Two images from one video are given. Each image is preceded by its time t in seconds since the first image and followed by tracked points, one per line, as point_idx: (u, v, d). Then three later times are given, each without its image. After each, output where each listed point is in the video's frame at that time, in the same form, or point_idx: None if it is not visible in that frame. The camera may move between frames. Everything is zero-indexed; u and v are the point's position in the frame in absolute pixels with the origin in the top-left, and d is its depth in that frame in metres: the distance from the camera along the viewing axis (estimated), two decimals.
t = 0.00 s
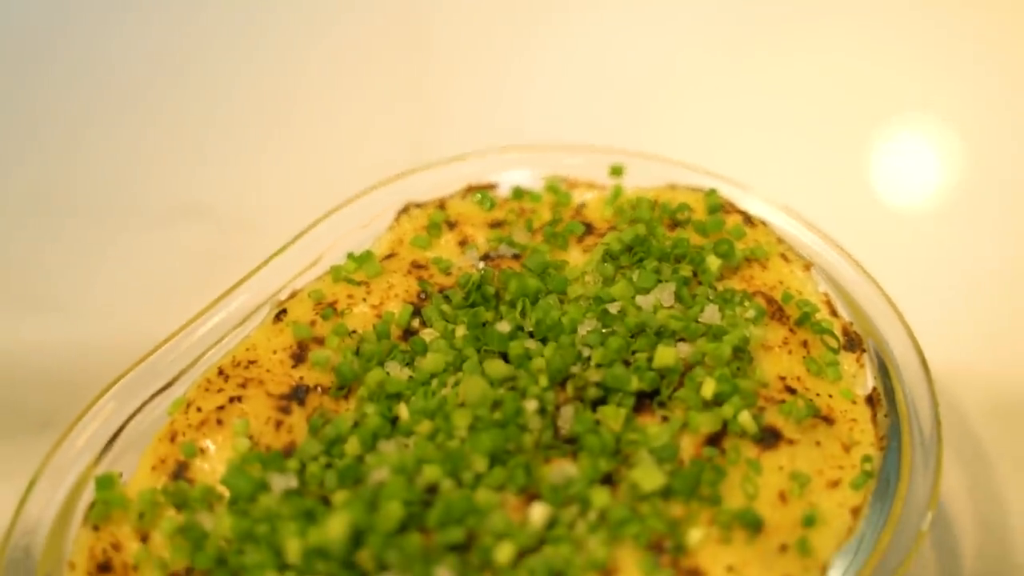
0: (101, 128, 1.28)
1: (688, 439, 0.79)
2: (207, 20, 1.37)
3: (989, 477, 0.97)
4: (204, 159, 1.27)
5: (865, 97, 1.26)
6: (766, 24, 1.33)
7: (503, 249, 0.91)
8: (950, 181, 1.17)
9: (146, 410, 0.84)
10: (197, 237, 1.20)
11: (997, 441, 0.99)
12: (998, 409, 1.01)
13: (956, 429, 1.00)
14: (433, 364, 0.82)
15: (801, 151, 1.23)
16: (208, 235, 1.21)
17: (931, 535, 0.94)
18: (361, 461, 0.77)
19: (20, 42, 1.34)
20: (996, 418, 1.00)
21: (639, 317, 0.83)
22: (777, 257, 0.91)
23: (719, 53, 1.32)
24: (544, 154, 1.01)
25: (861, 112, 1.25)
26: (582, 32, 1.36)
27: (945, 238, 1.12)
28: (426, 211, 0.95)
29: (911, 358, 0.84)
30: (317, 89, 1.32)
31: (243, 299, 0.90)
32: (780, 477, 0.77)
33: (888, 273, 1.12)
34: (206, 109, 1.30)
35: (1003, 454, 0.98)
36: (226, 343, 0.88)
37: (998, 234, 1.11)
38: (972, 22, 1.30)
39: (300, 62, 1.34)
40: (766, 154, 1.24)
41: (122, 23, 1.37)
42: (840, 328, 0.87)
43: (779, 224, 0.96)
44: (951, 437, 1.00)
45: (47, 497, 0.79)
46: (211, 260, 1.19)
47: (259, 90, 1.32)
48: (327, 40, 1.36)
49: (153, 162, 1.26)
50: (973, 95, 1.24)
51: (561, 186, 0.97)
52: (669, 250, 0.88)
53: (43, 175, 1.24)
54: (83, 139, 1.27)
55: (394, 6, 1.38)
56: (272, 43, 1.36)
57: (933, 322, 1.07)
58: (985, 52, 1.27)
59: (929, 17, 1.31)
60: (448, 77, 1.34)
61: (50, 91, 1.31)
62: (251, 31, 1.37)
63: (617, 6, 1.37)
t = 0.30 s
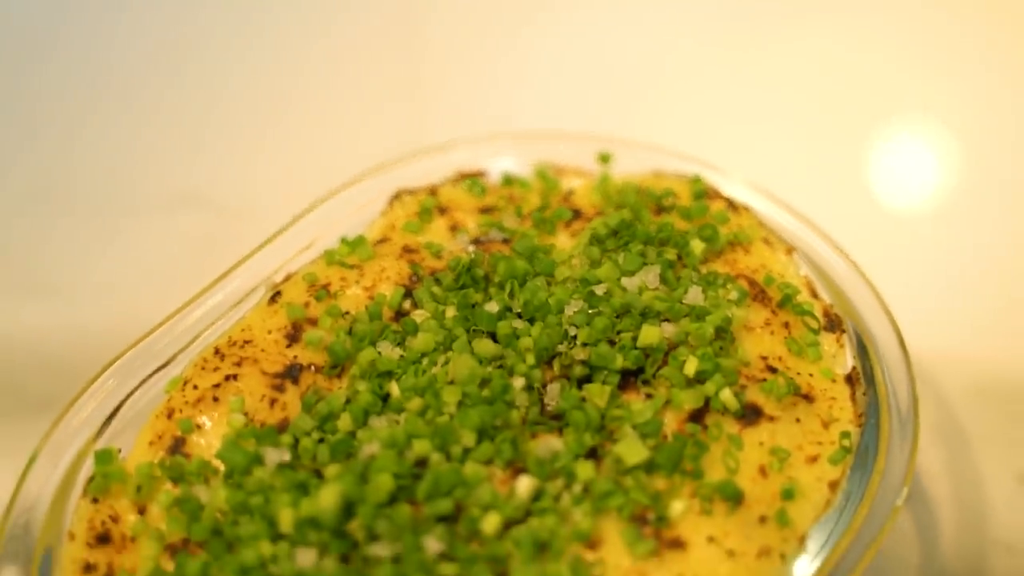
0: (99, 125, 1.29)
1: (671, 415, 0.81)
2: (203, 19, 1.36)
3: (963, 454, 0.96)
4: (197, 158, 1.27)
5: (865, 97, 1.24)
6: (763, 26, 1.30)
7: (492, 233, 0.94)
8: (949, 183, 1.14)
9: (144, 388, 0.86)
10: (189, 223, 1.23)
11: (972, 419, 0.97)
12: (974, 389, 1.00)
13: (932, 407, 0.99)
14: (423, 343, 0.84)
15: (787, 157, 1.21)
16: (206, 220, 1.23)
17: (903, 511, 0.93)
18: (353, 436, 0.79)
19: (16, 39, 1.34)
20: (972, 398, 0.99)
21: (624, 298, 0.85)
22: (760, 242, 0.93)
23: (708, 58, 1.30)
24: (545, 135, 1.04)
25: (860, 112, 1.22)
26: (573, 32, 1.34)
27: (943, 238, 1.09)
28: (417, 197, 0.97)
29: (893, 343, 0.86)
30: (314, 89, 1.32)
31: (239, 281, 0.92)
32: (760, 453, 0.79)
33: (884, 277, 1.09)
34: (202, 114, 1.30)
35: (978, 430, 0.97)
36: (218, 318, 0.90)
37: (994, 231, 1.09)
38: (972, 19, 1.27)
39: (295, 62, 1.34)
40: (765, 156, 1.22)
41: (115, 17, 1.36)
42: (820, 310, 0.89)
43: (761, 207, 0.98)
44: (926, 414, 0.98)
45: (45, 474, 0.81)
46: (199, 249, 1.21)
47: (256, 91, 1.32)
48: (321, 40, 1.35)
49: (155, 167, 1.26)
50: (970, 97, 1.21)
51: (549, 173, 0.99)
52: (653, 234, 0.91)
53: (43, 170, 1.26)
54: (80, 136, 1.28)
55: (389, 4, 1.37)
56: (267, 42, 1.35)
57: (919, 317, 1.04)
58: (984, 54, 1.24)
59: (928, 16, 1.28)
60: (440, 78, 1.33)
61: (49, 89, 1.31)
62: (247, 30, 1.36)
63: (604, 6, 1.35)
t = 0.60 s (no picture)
0: (99, 120, 1.31)
1: (657, 395, 0.83)
2: (202, 19, 1.38)
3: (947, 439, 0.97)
4: (195, 154, 1.28)
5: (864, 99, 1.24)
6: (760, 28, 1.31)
7: (483, 219, 0.96)
8: (948, 184, 1.15)
9: (141, 368, 0.87)
10: (187, 216, 1.23)
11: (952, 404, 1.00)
12: (955, 375, 1.02)
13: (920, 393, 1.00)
14: (415, 325, 0.86)
15: (783, 157, 1.21)
16: (205, 212, 1.24)
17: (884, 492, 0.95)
18: (345, 414, 0.81)
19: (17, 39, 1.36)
20: (953, 384, 1.01)
21: (612, 282, 0.87)
22: (745, 229, 0.95)
23: (704, 53, 1.30)
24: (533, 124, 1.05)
25: (858, 114, 1.23)
26: (573, 32, 1.35)
27: (943, 238, 1.10)
28: (410, 184, 0.99)
29: (876, 331, 0.87)
30: (311, 86, 1.34)
31: (235, 266, 0.94)
32: (743, 432, 0.81)
33: (883, 277, 1.09)
34: (200, 114, 1.32)
35: (959, 413, 0.99)
36: (214, 300, 0.92)
37: (989, 233, 1.10)
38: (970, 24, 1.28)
39: (293, 62, 1.35)
40: (761, 155, 1.22)
41: (112, 20, 1.38)
42: (804, 294, 0.91)
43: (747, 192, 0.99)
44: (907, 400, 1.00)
45: (43, 453, 0.82)
46: (200, 239, 1.22)
47: (254, 91, 1.34)
48: (318, 41, 1.37)
49: (154, 163, 1.28)
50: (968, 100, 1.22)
51: (539, 161, 1.01)
52: (641, 220, 0.93)
53: (44, 163, 1.28)
54: (80, 131, 1.30)
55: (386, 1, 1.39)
56: (263, 44, 1.37)
57: (909, 310, 1.06)
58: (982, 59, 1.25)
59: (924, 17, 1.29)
60: (436, 77, 1.34)
61: (50, 87, 1.33)
62: (245, 32, 1.37)
63: (604, 6, 1.36)
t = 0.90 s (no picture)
0: (99, 113, 1.34)
1: (638, 372, 0.85)
2: (202, 17, 1.42)
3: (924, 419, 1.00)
4: (193, 142, 1.31)
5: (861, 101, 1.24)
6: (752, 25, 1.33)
7: (471, 204, 0.98)
8: (946, 187, 1.14)
9: (135, 346, 0.89)
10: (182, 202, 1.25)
11: (933, 387, 1.01)
12: (938, 359, 1.03)
13: (894, 373, 1.03)
14: (403, 305, 0.88)
15: (776, 149, 1.21)
16: (202, 199, 1.25)
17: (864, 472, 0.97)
18: (333, 390, 0.83)
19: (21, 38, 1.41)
20: (935, 367, 1.03)
21: (596, 263, 0.89)
22: (728, 214, 0.97)
23: (698, 48, 1.32)
24: (515, 112, 1.08)
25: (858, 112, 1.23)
26: (555, 32, 1.37)
27: (942, 237, 1.10)
28: (400, 170, 1.02)
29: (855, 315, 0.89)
30: (307, 83, 1.36)
31: (227, 250, 0.96)
32: (722, 409, 0.83)
33: (879, 279, 1.08)
34: (198, 107, 1.34)
35: (939, 397, 1.00)
36: (208, 279, 0.94)
37: (984, 233, 1.10)
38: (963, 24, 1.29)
39: (289, 58, 1.38)
40: (754, 146, 1.22)
41: (111, 22, 1.42)
42: (784, 277, 0.93)
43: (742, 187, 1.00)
44: (888, 383, 1.03)
45: (38, 427, 0.84)
46: (199, 224, 1.23)
47: (255, 79, 1.36)
48: (314, 41, 1.39)
49: (151, 152, 1.30)
50: (966, 101, 1.22)
51: (527, 148, 1.03)
52: (624, 204, 0.95)
53: (45, 154, 1.30)
54: (80, 123, 1.33)
55: (381, 4, 1.42)
56: (263, 37, 1.40)
57: (897, 304, 1.07)
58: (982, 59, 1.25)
59: (923, 19, 1.30)
60: (431, 73, 1.36)
61: (53, 82, 1.37)
62: (244, 28, 1.41)
63: (584, 6, 1.39)
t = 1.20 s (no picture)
0: (98, 103, 1.35)
1: (620, 352, 0.87)
2: (202, 16, 1.42)
3: (903, 402, 1.03)
4: (191, 133, 1.33)
5: (860, 101, 1.27)
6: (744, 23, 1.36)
7: (459, 189, 1.00)
8: (944, 187, 1.18)
9: (129, 326, 0.91)
10: (178, 190, 1.27)
11: (909, 373, 1.04)
12: (915, 346, 1.06)
13: (874, 357, 1.06)
14: (391, 287, 0.90)
15: (774, 148, 1.24)
16: (198, 186, 1.28)
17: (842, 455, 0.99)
18: (322, 369, 0.85)
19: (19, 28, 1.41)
20: (913, 355, 1.06)
21: (581, 247, 0.91)
22: (711, 199, 0.99)
23: (687, 39, 1.35)
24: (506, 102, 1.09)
25: (859, 112, 1.26)
26: (547, 32, 1.39)
27: (939, 237, 1.14)
28: (389, 157, 1.03)
29: (833, 296, 0.91)
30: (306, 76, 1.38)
31: (220, 238, 0.98)
32: (702, 388, 0.85)
33: (871, 277, 1.12)
34: (195, 99, 1.36)
35: (915, 383, 1.04)
36: (200, 263, 0.96)
37: (976, 234, 1.13)
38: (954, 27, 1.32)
39: (284, 52, 1.40)
40: (753, 145, 1.25)
41: (110, 14, 1.43)
42: (765, 261, 0.95)
43: (722, 172, 1.02)
44: (863, 368, 1.06)
45: (33, 404, 0.86)
46: (195, 211, 1.25)
47: (253, 77, 1.38)
48: (312, 41, 1.40)
49: (148, 142, 1.32)
50: (966, 101, 1.25)
51: (514, 135, 1.05)
52: (610, 189, 0.97)
53: (46, 141, 1.31)
54: (78, 114, 1.34)
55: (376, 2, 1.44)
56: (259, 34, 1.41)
57: (885, 297, 1.10)
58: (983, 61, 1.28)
59: (917, 22, 1.33)
60: (424, 65, 1.39)
61: (53, 75, 1.37)
62: (240, 25, 1.42)
63: (574, 7, 1.41)
